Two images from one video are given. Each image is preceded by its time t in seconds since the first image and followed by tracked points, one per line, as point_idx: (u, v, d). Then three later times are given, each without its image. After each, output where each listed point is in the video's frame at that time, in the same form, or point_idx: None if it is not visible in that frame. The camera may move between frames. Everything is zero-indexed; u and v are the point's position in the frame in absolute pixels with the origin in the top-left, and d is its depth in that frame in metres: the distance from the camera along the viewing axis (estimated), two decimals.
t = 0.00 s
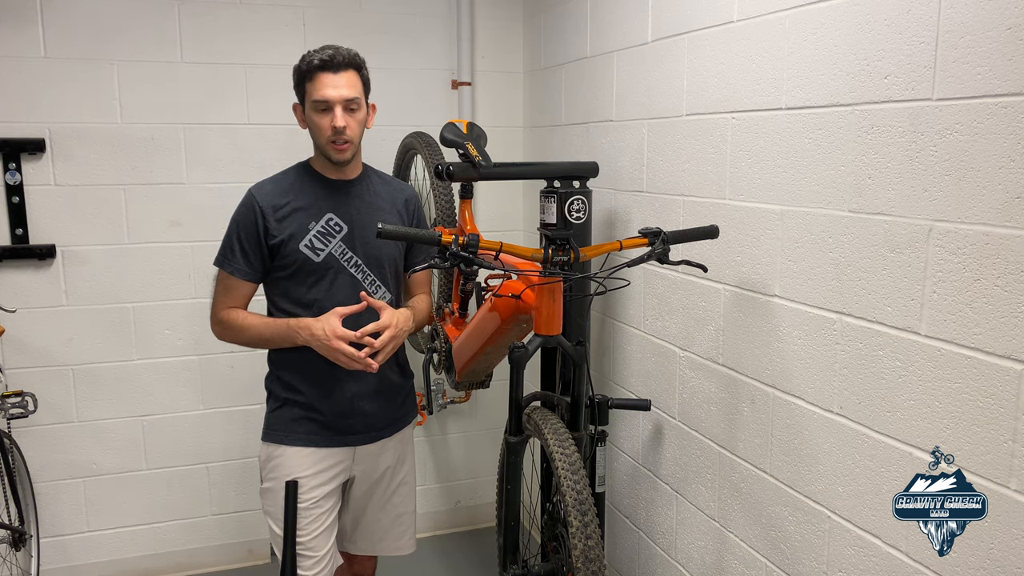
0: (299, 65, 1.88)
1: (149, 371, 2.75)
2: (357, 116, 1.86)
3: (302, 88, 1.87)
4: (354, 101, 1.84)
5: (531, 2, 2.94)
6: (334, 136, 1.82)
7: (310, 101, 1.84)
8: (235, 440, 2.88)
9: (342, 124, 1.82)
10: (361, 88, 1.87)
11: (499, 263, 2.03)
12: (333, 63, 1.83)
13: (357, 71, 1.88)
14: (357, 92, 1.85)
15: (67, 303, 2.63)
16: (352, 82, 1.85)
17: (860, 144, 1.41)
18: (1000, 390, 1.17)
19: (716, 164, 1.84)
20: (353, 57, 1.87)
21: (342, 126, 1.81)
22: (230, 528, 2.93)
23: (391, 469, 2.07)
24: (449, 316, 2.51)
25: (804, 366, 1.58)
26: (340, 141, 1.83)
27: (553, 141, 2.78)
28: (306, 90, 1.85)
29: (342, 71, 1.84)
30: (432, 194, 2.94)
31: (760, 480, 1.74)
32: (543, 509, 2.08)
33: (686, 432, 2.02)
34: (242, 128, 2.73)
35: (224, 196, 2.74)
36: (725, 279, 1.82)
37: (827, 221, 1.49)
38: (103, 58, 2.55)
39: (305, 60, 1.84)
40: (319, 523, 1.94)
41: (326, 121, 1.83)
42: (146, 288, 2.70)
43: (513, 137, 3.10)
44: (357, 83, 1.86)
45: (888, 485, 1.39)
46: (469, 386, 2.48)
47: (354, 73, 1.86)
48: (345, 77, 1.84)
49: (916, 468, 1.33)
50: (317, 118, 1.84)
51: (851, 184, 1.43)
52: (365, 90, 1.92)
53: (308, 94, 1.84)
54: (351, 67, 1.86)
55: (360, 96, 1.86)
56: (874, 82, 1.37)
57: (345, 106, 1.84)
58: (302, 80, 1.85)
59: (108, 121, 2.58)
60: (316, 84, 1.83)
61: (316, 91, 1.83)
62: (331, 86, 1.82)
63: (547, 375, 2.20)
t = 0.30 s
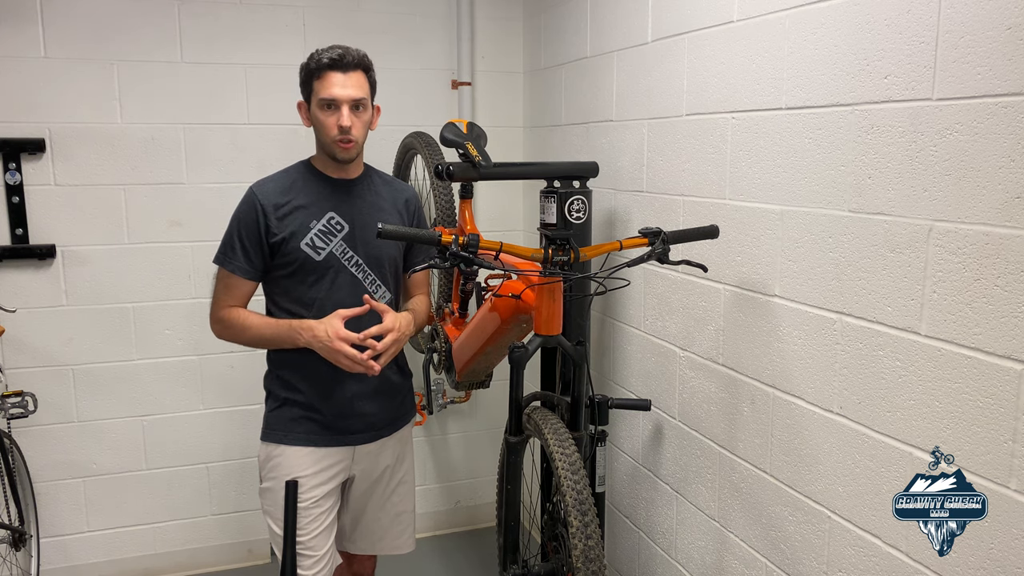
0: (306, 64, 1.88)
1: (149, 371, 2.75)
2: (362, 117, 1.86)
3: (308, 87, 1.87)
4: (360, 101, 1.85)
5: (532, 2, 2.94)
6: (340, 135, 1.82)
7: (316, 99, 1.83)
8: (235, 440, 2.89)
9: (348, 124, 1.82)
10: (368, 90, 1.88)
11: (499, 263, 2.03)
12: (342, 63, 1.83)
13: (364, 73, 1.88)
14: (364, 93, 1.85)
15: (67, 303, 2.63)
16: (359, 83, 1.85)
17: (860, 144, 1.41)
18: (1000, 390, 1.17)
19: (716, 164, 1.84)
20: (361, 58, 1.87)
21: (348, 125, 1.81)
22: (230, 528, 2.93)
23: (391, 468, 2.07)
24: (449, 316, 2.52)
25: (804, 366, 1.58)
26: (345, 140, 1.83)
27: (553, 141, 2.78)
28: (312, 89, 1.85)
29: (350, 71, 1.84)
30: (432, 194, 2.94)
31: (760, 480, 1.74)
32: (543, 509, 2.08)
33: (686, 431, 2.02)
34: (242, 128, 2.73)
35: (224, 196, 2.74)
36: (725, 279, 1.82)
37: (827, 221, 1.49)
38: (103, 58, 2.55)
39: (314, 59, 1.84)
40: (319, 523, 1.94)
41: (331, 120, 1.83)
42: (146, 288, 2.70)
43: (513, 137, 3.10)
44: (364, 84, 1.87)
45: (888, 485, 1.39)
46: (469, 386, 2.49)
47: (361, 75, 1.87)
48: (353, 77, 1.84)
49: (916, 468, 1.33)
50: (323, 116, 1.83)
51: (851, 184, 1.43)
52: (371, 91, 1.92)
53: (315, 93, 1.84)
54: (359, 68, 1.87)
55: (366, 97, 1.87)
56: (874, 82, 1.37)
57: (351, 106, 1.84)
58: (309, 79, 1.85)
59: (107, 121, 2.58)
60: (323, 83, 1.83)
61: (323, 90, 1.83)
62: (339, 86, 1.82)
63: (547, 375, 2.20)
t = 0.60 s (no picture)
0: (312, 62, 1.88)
1: (149, 371, 2.75)
2: (366, 117, 1.86)
3: (313, 86, 1.87)
4: (365, 102, 1.85)
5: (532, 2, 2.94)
6: (343, 135, 1.82)
7: (322, 98, 1.83)
8: (235, 440, 2.89)
9: (352, 124, 1.82)
10: (373, 91, 1.88)
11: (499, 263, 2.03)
12: (348, 62, 1.83)
13: (370, 74, 1.88)
14: (369, 93, 1.85)
15: (67, 303, 2.63)
16: (364, 84, 1.85)
17: (860, 144, 1.41)
18: (1000, 390, 1.17)
19: (716, 164, 1.84)
20: (368, 59, 1.87)
21: (351, 125, 1.81)
22: (230, 528, 2.93)
23: (390, 468, 2.07)
24: (449, 316, 2.52)
25: (804, 366, 1.58)
26: (348, 140, 1.83)
27: (553, 141, 2.78)
28: (317, 87, 1.85)
29: (356, 72, 1.84)
30: (432, 194, 2.94)
31: (760, 480, 1.74)
32: (543, 509, 2.08)
33: (685, 431, 2.02)
34: (242, 128, 2.73)
35: (224, 196, 2.74)
36: (725, 279, 1.82)
37: (827, 221, 1.49)
38: (103, 58, 2.55)
39: (320, 58, 1.85)
40: (318, 522, 1.94)
41: (335, 119, 1.83)
42: (147, 288, 2.70)
43: (513, 137, 3.10)
44: (370, 85, 1.87)
45: (888, 485, 1.39)
46: (469, 386, 2.49)
47: (367, 75, 1.87)
48: (359, 78, 1.84)
49: (916, 468, 1.33)
50: (327, 115, 1.83)
51: (851, 184, 1.43)
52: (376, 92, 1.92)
53: (320, 91, 1.84)
54: (365, 69, 1.87)
55: (371, 97, 1.87)
56: (874, 82, 1.37)
57: (356, 106, 1.84)
58: (315, 77, 1.85)
59: (107, 121, 2.58)
60: (329, 81, 1.83)
61: (329, 89, 1.82)
62: (344, 85, 1.82)
63: (547, 375, 2.20)
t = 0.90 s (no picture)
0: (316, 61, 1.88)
1: (149, 371, 2.75)
2: (368, 118, 1.86)
3: (315, 86, 1.87)
4: (367, 102, 1.84)
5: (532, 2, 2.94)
6: (345, 135, 1.82)
7: (325, 97, 1.83)
8: (235, 440, 2.88)
9: (355, 124, 1.81)
10: (375, 91, 1.88)
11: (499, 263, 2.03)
12: (351, 63, 1.83)
13: (373, 75, 1.88)
14: (371, 94, 1.85)
15: (67, 303, 2.63)
16: (367, 84, 1.85)
17: (859, 144, 1.41)
18: (1000, 390, 1.17)
19: (716, 164, 1.84)
20: (372, 60, 1.87)
21: (353, 125, 1.81)
22: (230, 528, 2.93)
23: (390, 468, 2.07)
24: (449, 316, 2.52)
25: (804, 366, 1.58)
26: (350, 140, 1.82)
27: (553, 141, 2.78)
28: (320, 87, 1.85)
29: (358, 72, 1.84)
30: (432, 194, 2.94)
31: (760, 480, 1.74)
32: (543, 509, 2.08)
33: (686, 432, 2.02)
34: (242, 128, 2.73)
35: (224, 196, 2.74)
36: (725, 279, 1.82)
37: (827, 221, 1.49)
38: (103, 58, 2.55)
39: (322, 58, 1.85)
40: (318, 523, 1.94)
41: (337, 119, 1.83)
42: (147, 288, 2.70)
43: (513, 137, 3.10)
44: (372, 86, 1.87)
45: (888, 485, 1.39)
46: (469, 386, 2.48)
47: (370, 76, 1.87)
48: (361, 78, 1.84)
49: (916, 468, 1.33)
50: (330, 115, 1.83)
51: (851, 184, 1.43)
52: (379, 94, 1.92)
53: (323, 91, 1.83)
54: (369, 70, 1.86)
55: (374, 99, 1.87)
56: (874, 82, 1.37)
57: (358, 107, 1.84)
58: (318, 77, 1.85)
59: (108, 121, 2.58)
60: (331, 82, 1.83)
61: (333, 88, 1.82)
62: (346, 85, 1.82)
63: (547, 375, 2.20)
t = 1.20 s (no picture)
0: (328, 61, 1.80)
1: (149, 372, 2.75)
2: (379, 128, 1.81)
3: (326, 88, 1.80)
4: (380, 112, 1.79)
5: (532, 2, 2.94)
6: (355, 144, 1.77)
7: (337, 102, 1.76)
8: (235, 440, 2.88)
9: (366, 134, 1.77)
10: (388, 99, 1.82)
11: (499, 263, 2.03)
12: (368, 71, 1.76)
13: (387, 83, 1.82)
14: (385, 103, 1.80)
15: (67, 303, 2.63)
16: (381, 93, 1.79)
17: (859, 144, 1.41)
18: (1000, 390, 1.17)
19: (716, 164, 1.84)
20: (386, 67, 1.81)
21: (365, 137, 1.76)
22: (230, 528, 2.93)
23: (389, 467, 2.07)
24: (449, 316, 2.52)
25: (804, 366, 1.58)
26: (360, 151, 1.78)
27: (553, 141, 2.78)
28: (332, 92, 1.78)
29: (374, 80, 1.78)
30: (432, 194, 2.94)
31: (760, 480, 1.74)
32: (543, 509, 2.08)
33: (686, 432, 2.02)
34: (242, 128, 2.73)
35: (224, 196, 2.74)
36: (725, 279, 1.82)
37: (827, 221, 1.49)
38: (103, 58, 2.55)
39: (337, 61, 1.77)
40: (318, 522, 1.94)
41: (348, 128, 1.77)
42: (147, 288, 2.70)
43: (513, 137, 3.10)
44: (386, 94, 1.81)
45: (888, 485, 1.39)
46: (469, 386, 2.49)
47: (384, 84, 1.81)
48: (376, 87, 1.78)
49: (916, 468, 1.33)
50: (340, 121, 1.77)
51: (851, 184, 1.43)
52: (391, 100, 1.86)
53: (335, 97, 1.77)
54: (384, 77, 1.81)
55: (387, 108, 1.81)
56: (874, 82, 1.37)
57: (370, 116, 1.78)
58: (330, 80, 1.78)
59: (108, 121, 2.58)
60: (345, 89, 1.76)
61: (346, 94, 1.76)
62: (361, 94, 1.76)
63: (547, 376, 2.20)
